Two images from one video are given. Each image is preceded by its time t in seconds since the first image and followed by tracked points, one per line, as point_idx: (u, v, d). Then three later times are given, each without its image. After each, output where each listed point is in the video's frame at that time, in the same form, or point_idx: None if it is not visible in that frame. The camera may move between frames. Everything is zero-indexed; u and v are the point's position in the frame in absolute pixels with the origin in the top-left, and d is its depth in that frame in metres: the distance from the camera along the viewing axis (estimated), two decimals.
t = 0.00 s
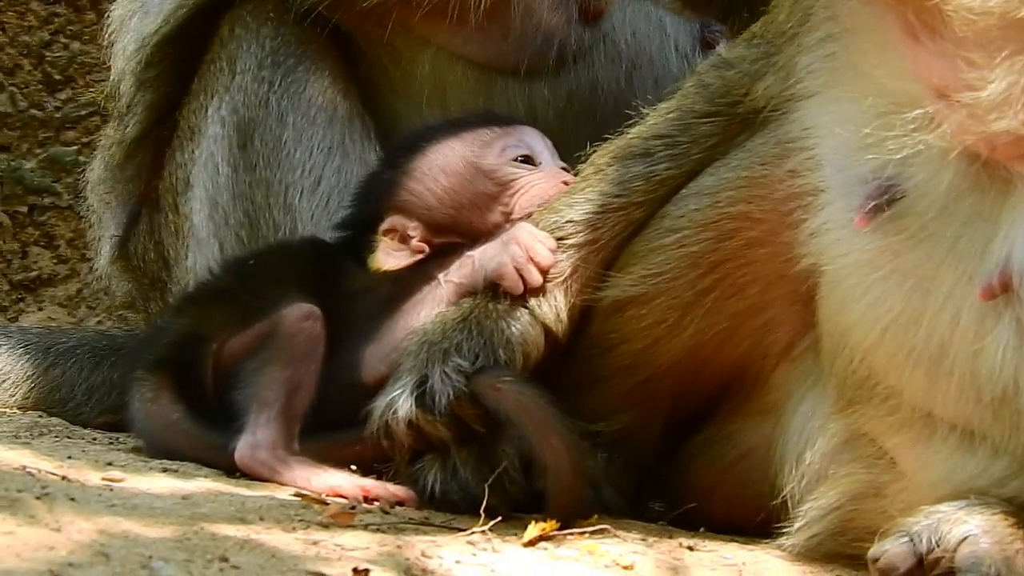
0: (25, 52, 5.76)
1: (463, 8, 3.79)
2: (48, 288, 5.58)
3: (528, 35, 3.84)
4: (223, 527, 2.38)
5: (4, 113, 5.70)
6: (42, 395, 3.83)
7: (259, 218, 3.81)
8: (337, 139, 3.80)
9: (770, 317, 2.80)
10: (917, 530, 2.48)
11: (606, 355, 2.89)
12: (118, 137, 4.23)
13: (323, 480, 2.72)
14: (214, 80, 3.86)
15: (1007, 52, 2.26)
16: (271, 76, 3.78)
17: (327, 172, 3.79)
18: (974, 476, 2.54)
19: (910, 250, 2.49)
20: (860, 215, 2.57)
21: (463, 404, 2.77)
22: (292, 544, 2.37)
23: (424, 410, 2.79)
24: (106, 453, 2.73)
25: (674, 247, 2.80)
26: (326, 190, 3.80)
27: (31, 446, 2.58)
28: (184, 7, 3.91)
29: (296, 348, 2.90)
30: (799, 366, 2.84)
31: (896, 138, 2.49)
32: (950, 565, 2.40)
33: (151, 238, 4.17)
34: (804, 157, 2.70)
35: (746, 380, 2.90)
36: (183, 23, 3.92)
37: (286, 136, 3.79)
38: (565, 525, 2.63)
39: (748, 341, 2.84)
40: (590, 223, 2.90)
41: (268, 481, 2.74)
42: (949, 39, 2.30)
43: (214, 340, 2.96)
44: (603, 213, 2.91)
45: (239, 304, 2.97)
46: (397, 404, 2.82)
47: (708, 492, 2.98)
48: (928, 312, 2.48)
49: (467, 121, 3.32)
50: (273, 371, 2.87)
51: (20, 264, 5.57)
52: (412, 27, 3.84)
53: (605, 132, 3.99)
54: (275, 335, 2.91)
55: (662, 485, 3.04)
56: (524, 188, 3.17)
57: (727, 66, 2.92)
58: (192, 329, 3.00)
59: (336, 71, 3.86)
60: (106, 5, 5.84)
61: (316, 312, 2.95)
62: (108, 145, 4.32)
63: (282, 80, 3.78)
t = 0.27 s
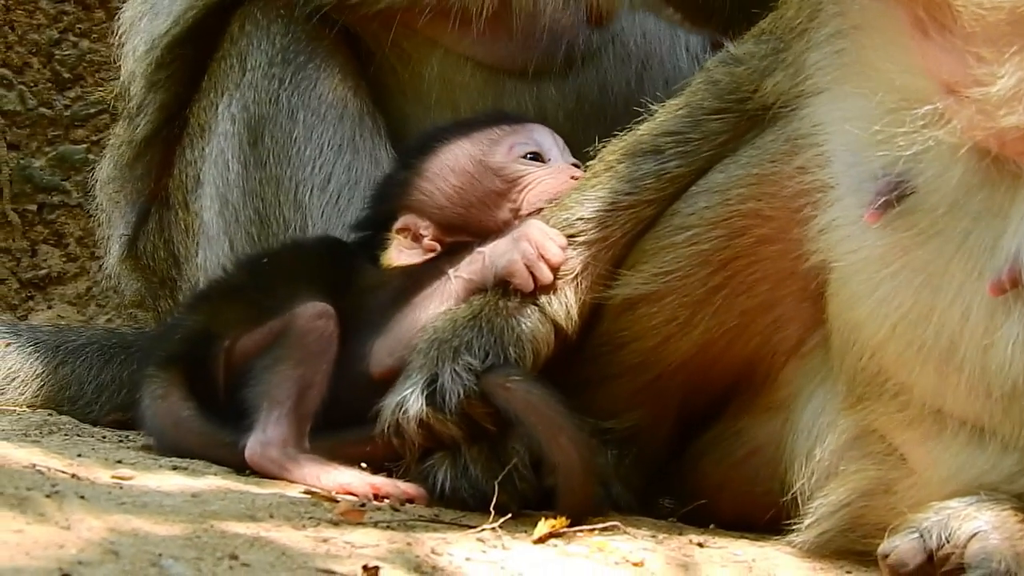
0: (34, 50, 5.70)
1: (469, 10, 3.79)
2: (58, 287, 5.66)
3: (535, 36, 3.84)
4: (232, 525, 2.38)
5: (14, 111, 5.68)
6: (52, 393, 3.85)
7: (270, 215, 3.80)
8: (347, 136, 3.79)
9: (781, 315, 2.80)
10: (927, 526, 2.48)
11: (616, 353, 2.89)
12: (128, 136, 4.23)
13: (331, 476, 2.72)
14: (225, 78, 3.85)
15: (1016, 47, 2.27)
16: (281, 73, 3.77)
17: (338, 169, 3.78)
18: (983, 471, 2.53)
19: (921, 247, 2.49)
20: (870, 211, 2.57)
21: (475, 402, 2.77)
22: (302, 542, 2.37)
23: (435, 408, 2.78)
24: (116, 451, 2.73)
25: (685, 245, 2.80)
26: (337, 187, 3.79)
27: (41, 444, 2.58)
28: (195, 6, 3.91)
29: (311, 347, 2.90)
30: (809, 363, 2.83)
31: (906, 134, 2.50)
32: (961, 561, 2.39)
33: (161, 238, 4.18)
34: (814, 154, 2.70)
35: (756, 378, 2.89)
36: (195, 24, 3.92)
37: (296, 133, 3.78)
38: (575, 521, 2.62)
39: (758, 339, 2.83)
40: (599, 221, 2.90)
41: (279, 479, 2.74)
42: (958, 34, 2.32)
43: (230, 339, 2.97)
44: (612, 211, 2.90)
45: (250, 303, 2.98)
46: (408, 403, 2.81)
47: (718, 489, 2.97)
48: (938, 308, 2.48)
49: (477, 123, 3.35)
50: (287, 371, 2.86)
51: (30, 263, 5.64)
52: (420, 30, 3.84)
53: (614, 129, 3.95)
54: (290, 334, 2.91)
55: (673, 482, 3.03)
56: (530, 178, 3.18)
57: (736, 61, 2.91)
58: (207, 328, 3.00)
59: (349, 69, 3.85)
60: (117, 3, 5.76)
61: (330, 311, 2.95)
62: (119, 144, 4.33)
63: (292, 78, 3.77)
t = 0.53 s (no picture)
0: (40, 49, 5.67)
1: (468, 20, 3.72)
2: (64, 286, 5.65)
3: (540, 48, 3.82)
4: (240, 523, 2.38)
5: (20, 110, 5.66)
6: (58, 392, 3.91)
7: (278, 212, 3.70)
8: (357, 133, 3.69)
9: (788, 313, 2.81)
10: (934, 524, 2.47)
11: (625, 352, 2.88)
12: (136, 136, 4.20)
13: (346, 473, 2.69)
14: (234, 75, 3.77)
15: None
16: (291, 69, 3.68)
17: (347, 166, 3.68)
18: (989, 469, 2.51)
19: (927, 245, 2.50)
20: (876, 208, 2.58)
21: (485, 408, 2.75)
22: (309, 541, 2.36)
23: (446, 412, 2.76)
24: (123, 450, 2.73)
25: (693, 245, 2.80)
26: (346, 185, 3.68)
27: (47, 443, 2.58)
28: (205, 9, 3.88)
29: (340, 350, 2.90)
30: (817, 360, 2.84)
31: (913, 133, 2.53)
32: (968, 558, 2.38)
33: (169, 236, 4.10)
34: (820, 152, 2.72)
35: (764, 375, 2.90)
36: (202, 28, 3.88)
37: (306, 130, 3.68)
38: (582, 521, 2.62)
39: (765, 337, 2.84)
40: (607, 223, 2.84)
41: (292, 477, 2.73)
42: (964, 32, 2.37)
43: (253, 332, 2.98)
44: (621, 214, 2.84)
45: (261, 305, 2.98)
46: (417, 404, 2.79)
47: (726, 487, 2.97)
48: (945, 306, 2.48)
49: (485, 117, 3.27)
50: (314, 375, 2.87)
51: (36, 263, 5.63)
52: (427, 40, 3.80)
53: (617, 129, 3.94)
54: (318, 337, 2.92)
55: (681, 479, 3.03)
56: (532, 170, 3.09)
57: (742, 59, 2.91)
58: (229, 316, 3.02)
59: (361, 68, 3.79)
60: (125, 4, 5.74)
61: (364, 321, 2.96)
62: (126, 144, 4.30)
63: (302, 74, 3.68)
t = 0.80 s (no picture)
0: (45, 48, 5.59)
1: (458, 31, 3.68)
2: (70, 285, 5.61)
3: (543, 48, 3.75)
4: (246, 522, 2.38)
5: (24, 110, 5.58)
6: (64, 391, 3.94)
7: (285, 211, 3.62)
8: (362, 133, 3.62)
9: (793, 312, 2.81)
10: (941, 523, 2.45)
11: (632, 351, 2.89)
12: (140, 136, 4.13)
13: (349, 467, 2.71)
14: (240, 73, 3.69)
15: None
16: (297, 67, 3.60)
17: (354, 165, 3.60)
18: (995, 467, 2.51)
19: (932, 244, 2.50)
20: (882, 208, 2.57)
21: (482, 397, 2.77)
22: (315, 540, 2.36)
23: (444, 403, 2.79)
24: (129, 449, 2.73)
25: (699, 245, 2.80)
26: (353, 184, 3.61)
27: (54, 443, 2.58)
28: (209, 11, 3.83)
29: (373, 358, 2.89)
30: (823, 360, 2.83)
31: (919, 133, 2.52)
32: (974, 557, 2.36)
33: (173, 233, 4.00)
34: (825, 152, 2.72)
35: (769, 374, 2.90)
36: (207, 31, 3.85)
37: (312, 128, 3.60)
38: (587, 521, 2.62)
39: (771, 336, 2.84)
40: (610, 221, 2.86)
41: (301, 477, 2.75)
42: (969, 31, 2.35)
43: (296, 326, 3.04)
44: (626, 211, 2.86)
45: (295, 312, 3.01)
46: (416, 400, 2.81)
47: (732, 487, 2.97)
48: (951, 306, 2.48)
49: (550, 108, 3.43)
50: (345, 377, 2.87)
51: (41, 262, 5.58)
52: (426, 45, 3.73)
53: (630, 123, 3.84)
54: (354, 342, 2.92)
55: (687, 478, 3.04)
56: (572, 169, 3.24)
57: (743, 59, 2.89)
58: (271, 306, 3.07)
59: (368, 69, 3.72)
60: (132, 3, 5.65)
61: (403, 330, 2.95)
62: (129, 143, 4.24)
63: (307, 72, 3.60)
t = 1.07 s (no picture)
0: (51, 48, 5.63)
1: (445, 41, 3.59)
2: (74, 285, 5.68)
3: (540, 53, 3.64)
4: (250, 522, 2.38)
5: (29, 109, 5.62)
6: (69, 390, 4.00)
7: (289, 211, 3.61)
8: (366, 131, 3.62)
9: (795, 308, 2.81)
10: (945, 522, 2.45)
11: (632, 346, 2.90)
12: (142, 136, 4.15)
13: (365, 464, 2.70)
14: (243, 73, 3.69)
15: None
16: (301, 67, 3.60)
17: (358, 164, 3.60)
18: (997, 467, 2.50)
19: (934, 242, 2.50)
20: (883, 208, 2.58)
21: (490, 384, 2.79)
22: (319, 539, 2.35)
23: (453, 392, 2.80)
24: (133, 449, 2.73)
25: (697, 236, 2.81)
26: (357, 184, 3.60)
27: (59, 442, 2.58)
28: (208, 13, 3.84)
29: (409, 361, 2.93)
30: (827, 357, 2.84)
31: (921, 133, 2.53)
32: (978, 556, 2.36)
33: (178, 234, 4.00)
34: (829, 150, 2.73)
35: (771, 370, 2.90)
36: (207, 34, 3.86)
37: (316, 128, 3.59)
38: (592, 519, 2.64)
39: (772, 332, 2.84)
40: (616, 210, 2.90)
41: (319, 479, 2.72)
42: (969, 33, 2.37)
43: (331, 326, 3.02)
44: (632, 204, 2.90)
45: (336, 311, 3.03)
46: (426, 391, 2.83)
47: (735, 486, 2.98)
48: (954, 304, 2.48)
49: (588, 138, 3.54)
50: (379, 377, 2.89)
51: (46, 262, 5.64)
52: (421, 48, 3.65)
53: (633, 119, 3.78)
54: (394, 346, 2.95)
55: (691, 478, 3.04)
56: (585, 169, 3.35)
57: (750, 57, 2.91)
58: (305, 302, 3.06)
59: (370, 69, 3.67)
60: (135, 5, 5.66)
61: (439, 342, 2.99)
62: (131, 143, 4.25)
63: (312, 71, 3.60)
